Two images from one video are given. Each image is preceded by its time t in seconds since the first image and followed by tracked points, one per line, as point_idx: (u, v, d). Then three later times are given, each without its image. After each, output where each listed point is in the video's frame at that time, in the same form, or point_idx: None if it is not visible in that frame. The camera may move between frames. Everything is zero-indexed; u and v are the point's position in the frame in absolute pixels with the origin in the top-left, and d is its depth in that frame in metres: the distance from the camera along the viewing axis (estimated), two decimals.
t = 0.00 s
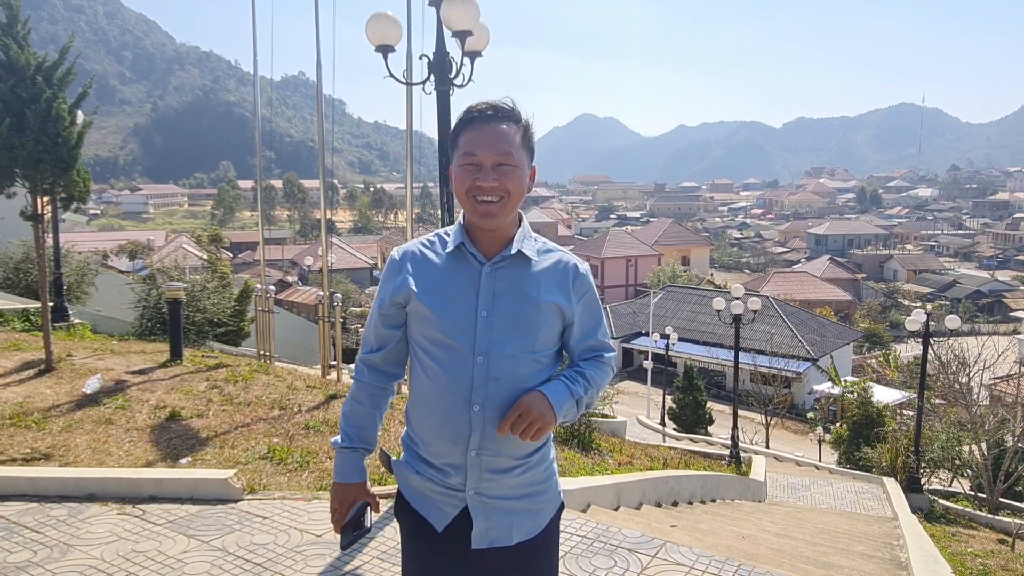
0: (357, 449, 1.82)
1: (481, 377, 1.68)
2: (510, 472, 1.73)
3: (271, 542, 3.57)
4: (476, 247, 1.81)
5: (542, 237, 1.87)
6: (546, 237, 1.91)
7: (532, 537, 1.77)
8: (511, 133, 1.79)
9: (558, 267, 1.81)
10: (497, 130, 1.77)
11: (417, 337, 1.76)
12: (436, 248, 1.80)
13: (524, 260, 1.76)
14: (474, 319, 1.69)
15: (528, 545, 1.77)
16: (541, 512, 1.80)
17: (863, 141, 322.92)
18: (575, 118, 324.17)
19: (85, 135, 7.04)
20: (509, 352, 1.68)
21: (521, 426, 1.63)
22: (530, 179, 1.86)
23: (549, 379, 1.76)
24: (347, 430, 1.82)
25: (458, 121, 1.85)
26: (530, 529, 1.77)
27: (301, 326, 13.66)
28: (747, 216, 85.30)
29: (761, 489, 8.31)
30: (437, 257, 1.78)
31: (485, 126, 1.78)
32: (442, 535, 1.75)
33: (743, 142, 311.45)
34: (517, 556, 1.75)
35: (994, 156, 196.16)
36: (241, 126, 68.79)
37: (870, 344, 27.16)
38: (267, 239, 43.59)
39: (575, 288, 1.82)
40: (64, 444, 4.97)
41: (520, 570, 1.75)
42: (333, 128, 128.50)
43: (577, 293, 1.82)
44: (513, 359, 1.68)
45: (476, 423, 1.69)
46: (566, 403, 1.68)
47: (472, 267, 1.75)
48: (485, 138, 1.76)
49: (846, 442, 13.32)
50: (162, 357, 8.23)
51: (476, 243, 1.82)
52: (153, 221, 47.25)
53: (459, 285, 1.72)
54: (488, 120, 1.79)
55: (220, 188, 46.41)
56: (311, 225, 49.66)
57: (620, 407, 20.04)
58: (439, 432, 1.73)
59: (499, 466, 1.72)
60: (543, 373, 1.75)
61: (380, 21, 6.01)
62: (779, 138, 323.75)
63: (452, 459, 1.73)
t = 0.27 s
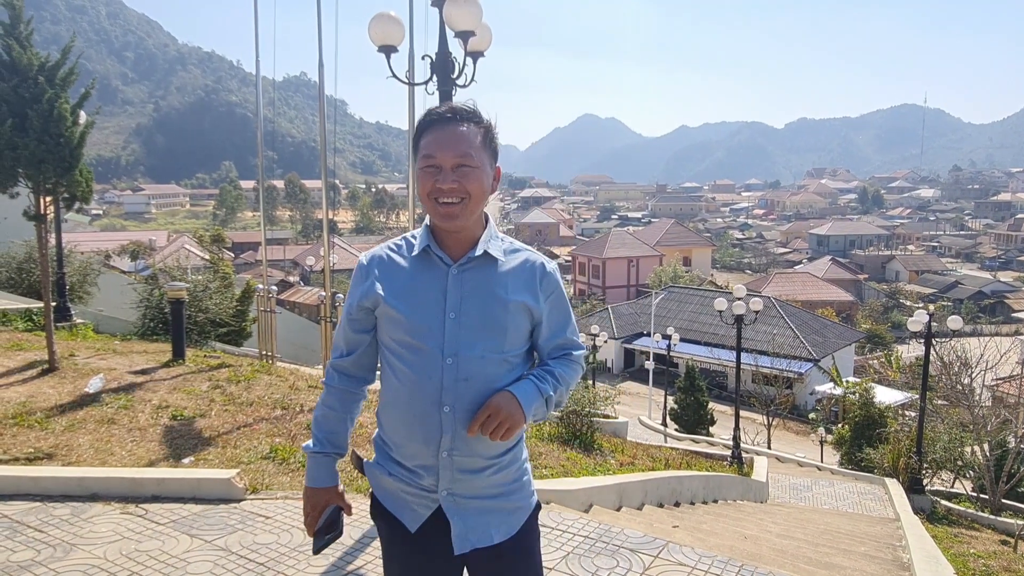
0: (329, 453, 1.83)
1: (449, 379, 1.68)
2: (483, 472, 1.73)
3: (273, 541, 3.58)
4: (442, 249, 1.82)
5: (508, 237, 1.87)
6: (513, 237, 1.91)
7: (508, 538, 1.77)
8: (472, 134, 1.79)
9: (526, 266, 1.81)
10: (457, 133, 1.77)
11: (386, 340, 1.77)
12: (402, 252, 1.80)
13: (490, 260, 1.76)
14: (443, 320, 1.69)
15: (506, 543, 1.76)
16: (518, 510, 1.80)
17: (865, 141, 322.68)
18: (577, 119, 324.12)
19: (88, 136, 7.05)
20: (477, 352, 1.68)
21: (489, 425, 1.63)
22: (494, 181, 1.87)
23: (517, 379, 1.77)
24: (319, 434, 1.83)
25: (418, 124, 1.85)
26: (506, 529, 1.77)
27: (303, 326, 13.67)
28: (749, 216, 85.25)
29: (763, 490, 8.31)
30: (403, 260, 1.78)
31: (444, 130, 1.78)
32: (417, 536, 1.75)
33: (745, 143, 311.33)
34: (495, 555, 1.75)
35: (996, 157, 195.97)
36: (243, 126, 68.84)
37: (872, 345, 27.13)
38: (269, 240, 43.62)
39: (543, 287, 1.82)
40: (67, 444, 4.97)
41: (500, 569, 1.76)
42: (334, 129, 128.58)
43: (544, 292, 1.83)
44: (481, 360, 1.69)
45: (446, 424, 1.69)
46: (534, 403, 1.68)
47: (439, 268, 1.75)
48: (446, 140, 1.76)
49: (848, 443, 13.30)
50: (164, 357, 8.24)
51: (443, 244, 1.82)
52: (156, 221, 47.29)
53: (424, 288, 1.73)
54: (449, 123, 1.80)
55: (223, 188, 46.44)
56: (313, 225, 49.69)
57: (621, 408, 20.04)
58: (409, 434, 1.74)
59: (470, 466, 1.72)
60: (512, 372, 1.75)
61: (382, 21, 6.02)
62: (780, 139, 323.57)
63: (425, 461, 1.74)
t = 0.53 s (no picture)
0: (311, 460, 1.84)
1: (432, 379, 1.68)
2: (468, 471, 1.74)
3: (275, 542, 3.58)
4: (420, 251, 1.82)
5: (486, 238, 1.89)
6: (491, 239, 1.92)
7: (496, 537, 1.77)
8: (447, 136, 1.80)
9: (504, 266, 1.82)
10: (432, 137, 1.78)
11: (366, 344, 1.76)
12: (381, 254, 1.81)
13: (471, 261, 1.77)
14: (423, 323, 1.69)
15: (493, 543, 1.77)
16: (505, 509, 1.80)
17: (867, 143, 322.56)
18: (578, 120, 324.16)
19: (91, 136, 7.07)
20: (459, 353, 1.69)
21: (471, 425, 1.64)
22: (469, 182, 1.88)
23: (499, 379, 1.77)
24: (300, 441, 1.83)
25: (390, 131, 1.85)
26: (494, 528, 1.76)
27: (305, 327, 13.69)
28: (751, 218, 85.22)
29: (764, 492, 8.30)
30: (383, 264, 1.78)
31: (418, 134, 1.78)
32: (405, 539, 1.75)
33: (746, 144, 311.31)
34: (484, 555, 1.75)
35: (998, 159, 195.76)
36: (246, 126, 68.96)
37: (874, 347, 27.09)
38: (272, 240, 43.67)
39: (522, 287, 1.84)
40: (69, 444, 4.98)
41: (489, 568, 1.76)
42: (336, 130, 128.67)
43: (523, 293, 1.84)
44: (463, 362, 1.69)
45: (429, 426, 1.69)
46: (516, 402, 1.69)
47: (419, 271, 1.75)
48: (420, 145, 1.77)
49: (850, 445, 13.28)
50: (167, 357, 8.25)
51: (421, 247, 1.82)
52: (158, 222, 47.36)
53: (405, 290, 1.73)
54: (421, 128, 1.80)
55: (225, 189, 46.49)
56: (315, 226, 49.75)
57: (623, 409, 20.03)
58: (392, 438, 1.74)
59: (456, 467, 1.73)
60: (493, 372, 1.75)
61: (385, 23, 6.03)
62: (783, 141, 323.47)
63: (408, 463, 1.74)
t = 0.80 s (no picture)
0: (314, 465, 1.83)
1: (433, 381, 1.68)
2: (472, 474, 1.73)
3: (277, 542, 3.58)
4: (419, 252, 1.82)
5: (486, 238, 1.88)
6: (491, 239, 1.93)
7: (500, 538, 1.77)
8: (446, 137, 1.79)
9: (503, 267, 1.82)
10: (431, 136, 1.77)
11: (367, 346, 1.76)
12: (381, 256, 1.81)
13: (470, 261, 1.77)
14: (424, 324, 1.69)
15: (497, 544, 1.76)
16: (508, 511, 1.80)
17: (870, 144, 322.37)
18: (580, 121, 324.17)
19: (94, 136, 7.09)
20: (460, 354, 1.69)
21: (473, 425, 1.64)
22: (469, 182, 1.88)
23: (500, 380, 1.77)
24: (302, 446, 1.83)
25: (388, 131, 1.84)
26: (498, 529, 1.76)
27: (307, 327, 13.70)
28: (753, 219, 85.15)
29: (766, 493, 8.29)
30: (382, 267, 1.78)
31: (416, 134, 1.78)
32: (408, 542, 1.75)
33: (749, 145, 311.18)
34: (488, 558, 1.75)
35: (1001, 161, 195.50)
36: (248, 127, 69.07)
37: (877, 348, 27.06)
38: (273, 241, 43.71)
39: (522, 288, 1.84)
40: (71, 444, 4.98)
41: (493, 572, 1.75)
42: (339, 130, 128.87)
43: (524, 292, 1.83)
44: (464, 362, 1.69)
45: (431, 429, 1.69)
46: (518, 402, 1.69)
47: (418, 273, 1.75)
48: (419, 145, 1.76)
49: (852, 446, 13.26)
50: (169, 357, 8.26)
51: (419, 248, 1.83)
52: (160, 222, 47.44)
53: (405, 292, 1.73)
54: (420, 127, 1.79)
55: (227, 189, 46.54)
56: (317, 226, 49.78)
57: (624, 410, 20.01)
58: (393, 441, 1.74)
59: (459, 470, 1.72)
60: (495, 374, 1.75)
61: (387, 23, 6.03)
62: (785, 142, 323.30)
63: (410, 466, 1.74)
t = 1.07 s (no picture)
0: (332, 469, 1.84)
1: (450, 384, 1.68)
2: (488, 478, 1.74)
3: (280, 542, 3.59)
4: (434, 252, 1.83)
5: (501, 239, 1.89)
6: (505, 238, 1.93)
7: (516, 542, 1.78)
8: (465, 137, 1.80)
9: (520, 266, 1.83)
10: (449, 138, 1.77)
11: (383, 349, 1.77)
12: (396, 259, 1.82)
13: (486, 263, 1.78)
14: (438, 327, 1.70)
15: (513, 548, 1.77)
16: (525, 513, 1.80)
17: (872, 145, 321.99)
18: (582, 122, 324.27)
19: (97, 137, 7.10)
20: (476, 356, 1.69)
21: (492, 428, 1.64)
22: (486, 183, 1.89)
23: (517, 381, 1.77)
24: (320, 450, 1.84)
25: (404, 133, 1.85)
26: (514, 534, 1.77)
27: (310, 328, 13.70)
28: (755, 220, 85.08)
29: (768, 494, 8.28)
30: (397, 268, 1.79)
31: (435, 134, 1.78)
32: (425, 545, 1.76)
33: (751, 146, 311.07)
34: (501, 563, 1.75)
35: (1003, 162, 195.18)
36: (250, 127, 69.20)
37: (879, 350, 27.03)
38: (276, 241, 43.78)
39: (538, 288, 1.84)
40: (74, 444, 4.99)
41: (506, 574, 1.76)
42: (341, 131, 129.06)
43: (540, 294, 1.84)
44: (481, 365, 1.69)
45: (448, 430, 1.70)
46: (536, 404, 1.69)
47: (433, 275, 1.76)
48: (436, 146, 1.77)
49: (854, 448, 13.25)
50: (172, 357, 8.28)
51: (435, 248, 1.83)
52: (163, 222, 47.53)
53: (420, 294, 1.73)
54: (437, 126, 1.80)
55: (230, 190, 46.62)
56: (319, 226, 49.83)
57: (626, 411, 20.00)
58: (410, 443, 1.75)
59: (475, 472, 1.73)
60: (511, 375, 1.75)
61: (390, 25, 6.05)
62: (787, 143, 323.14)
63: (426, 470, 1.74)
